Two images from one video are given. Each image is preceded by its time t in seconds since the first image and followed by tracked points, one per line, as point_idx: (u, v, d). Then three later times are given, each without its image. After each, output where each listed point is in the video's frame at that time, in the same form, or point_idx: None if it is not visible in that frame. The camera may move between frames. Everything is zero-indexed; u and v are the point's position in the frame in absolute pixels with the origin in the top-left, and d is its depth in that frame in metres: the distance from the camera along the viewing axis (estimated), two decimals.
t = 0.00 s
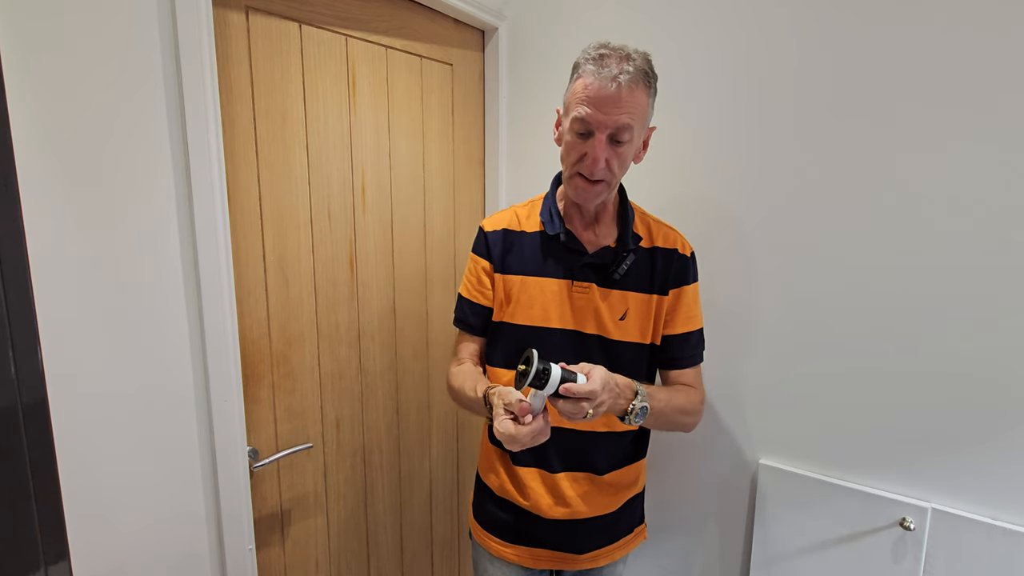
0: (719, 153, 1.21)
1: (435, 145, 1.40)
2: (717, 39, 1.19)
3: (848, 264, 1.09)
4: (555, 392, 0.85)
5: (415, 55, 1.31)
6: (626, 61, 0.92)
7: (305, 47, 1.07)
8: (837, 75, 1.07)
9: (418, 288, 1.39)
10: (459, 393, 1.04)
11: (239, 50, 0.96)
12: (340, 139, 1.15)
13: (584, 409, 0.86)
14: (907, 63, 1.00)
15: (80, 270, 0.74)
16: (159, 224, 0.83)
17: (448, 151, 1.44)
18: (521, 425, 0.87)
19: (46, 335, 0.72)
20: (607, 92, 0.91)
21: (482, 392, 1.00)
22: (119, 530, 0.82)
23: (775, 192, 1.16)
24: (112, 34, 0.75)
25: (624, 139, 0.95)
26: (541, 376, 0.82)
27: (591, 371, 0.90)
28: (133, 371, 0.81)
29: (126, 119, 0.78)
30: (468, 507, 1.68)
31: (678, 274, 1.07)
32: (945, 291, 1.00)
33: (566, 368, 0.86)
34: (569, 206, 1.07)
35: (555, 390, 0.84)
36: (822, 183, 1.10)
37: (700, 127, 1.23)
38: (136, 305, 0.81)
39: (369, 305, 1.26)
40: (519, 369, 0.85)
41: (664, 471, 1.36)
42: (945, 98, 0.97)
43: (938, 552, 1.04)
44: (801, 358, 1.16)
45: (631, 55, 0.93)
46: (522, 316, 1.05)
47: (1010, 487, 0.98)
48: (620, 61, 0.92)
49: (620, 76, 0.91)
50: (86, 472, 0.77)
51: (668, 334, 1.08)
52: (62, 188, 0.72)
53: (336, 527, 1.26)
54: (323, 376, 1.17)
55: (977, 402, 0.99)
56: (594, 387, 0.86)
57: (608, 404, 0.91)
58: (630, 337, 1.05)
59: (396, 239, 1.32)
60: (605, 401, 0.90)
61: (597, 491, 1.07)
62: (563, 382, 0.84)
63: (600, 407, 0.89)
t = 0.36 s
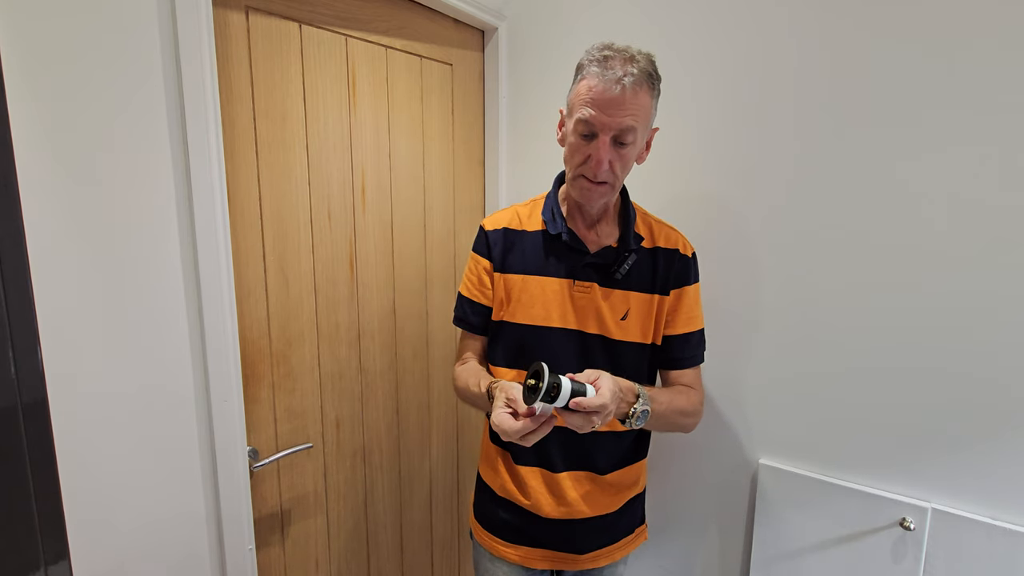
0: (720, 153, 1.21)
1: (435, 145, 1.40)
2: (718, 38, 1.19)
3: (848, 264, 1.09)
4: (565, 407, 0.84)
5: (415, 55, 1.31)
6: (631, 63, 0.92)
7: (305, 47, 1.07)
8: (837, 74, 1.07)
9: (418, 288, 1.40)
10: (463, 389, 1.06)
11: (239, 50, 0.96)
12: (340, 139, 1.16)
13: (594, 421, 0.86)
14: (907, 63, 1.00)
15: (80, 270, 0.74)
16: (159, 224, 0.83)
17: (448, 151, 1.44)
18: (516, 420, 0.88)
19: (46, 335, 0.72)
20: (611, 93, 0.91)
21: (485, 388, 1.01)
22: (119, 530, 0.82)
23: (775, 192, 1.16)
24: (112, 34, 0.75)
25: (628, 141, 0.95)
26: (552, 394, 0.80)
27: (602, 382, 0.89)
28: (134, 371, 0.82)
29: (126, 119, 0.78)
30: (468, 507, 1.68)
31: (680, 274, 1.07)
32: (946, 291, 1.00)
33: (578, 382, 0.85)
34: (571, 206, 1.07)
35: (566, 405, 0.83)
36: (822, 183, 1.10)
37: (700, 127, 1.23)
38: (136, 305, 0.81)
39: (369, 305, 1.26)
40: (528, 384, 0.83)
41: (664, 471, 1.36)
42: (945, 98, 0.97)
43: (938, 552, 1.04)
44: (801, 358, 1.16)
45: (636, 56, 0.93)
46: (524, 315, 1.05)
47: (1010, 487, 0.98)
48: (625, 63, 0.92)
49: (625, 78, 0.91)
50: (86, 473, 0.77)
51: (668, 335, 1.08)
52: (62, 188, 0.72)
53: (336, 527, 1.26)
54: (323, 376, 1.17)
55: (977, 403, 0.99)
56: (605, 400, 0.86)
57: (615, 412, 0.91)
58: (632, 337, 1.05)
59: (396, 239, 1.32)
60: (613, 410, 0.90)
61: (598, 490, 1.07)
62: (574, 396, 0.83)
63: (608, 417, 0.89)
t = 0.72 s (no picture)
0: (720, 153, 1.21)
1: (435, 144, 1.40)
2: (717, 38, 1.19)
3: (847, 264, 1.09)
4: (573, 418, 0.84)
5: (415, 55, 1.31)
6: (637, 64, 0.92)
7: (305, 47, 1.07)
8: (837, 74, 1.07)
9: (418, 288, 1.40)
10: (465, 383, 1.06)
11: (239, 50, 0.96)
12: (340, 139, 1.15)
13: (602, 430, 0.86)
14: (906, 63, 1.00)
15: (80, 269, 0.74)
16: (159, 224, 0.83)
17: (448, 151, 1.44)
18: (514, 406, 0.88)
19: (46, 335, 0.72)
20: (618, 94, 0.91)
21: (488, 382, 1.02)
22: (119, 530, 0.82)
23: (775, 192, 1.16)
24: (113, 34, 0.75)
25: (633, 142, 0.95)
26: (560, 408, 0.80)
27: (604, 392, 0.90)
28: (134, 370, 0.82)
29: (126, 119, 0.78)
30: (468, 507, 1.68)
31: (680, 274, 1.07)
32: (946, 290, 1.00)
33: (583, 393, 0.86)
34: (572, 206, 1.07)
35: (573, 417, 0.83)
36: (822, 183, 1.10)
37: (700, 127, 1.23)
38: (135, 305, 0.81)
39: (369, 305, 1.26)
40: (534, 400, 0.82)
41: (664, 471, 1.36)
42: (945, 98, 0.97)
43: (938, 553, 1.04)
44: (802, 358, 1.16)
45: (642, 58, 0.93)
46: (523, 315, 1.05)
47: (1010, 487, 0.98)
48: (632, 64, 0.92)
49: (632, 79, 0.91)
50: (86, 473, 0.77)
51: (668, 335, 1.08)
52: (63, 188, 0.72)
53: (336, 527, 1.26)
54: (322, 376, 1.17)
55: (977, 403, 0.99)
56: (611, 410, 0.86)
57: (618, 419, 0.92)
58: (632, 337, 1.05)
59: (397, 239, 1.32)
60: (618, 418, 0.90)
61: (598, 490, 1.07)
62: (581, 408, 0.83)
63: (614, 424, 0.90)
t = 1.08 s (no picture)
0: (720, 153, 1.21)
1: (435, 144, 1.40)
2: (717, 38, 1.19)
3: (847, 264, 1.09)
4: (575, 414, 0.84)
5: (415, 55, 1.31)
6: (641, 66, 0.92)
7: (305, 47, 1.07)
8: (837, 74, 1.07)
9: (418, 288, 1.40)
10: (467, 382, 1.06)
11: (239, 50, 0.96)
12: (340, 139, 1.15)
13: (602, 425, 0.87)
14: (906, 62, 1.00)
15: (79, 269, 0.74)
16: (159, 224, 0.83)
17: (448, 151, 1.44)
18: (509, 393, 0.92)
19: (46, 335, 0.72)
20: (622, 96, 0.91)
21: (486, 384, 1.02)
22: (119, 530, 0.82)
23: (775, 191, 1.16)
24: (113, 34, 0.75)
25: (635, 144, 0.95)
26: (564, 404, 0.80)
27: (605, 387, 0.90)
28: (134, 370, 0.81)
29: (126, 119, 0.78)
30: (468, 507, 1.68)
31: (679, 273, 1.07)
32: (946, 290, 1.00)
33: (585, 389, 0.85)
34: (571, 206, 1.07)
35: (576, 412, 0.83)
36: (822, 183, 1.10)
37: (700, 127, 1.23)
38: (134, 305, 0.81)
39: (369, 305, 1.26)
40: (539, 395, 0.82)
41: (664, 471, 1.36)
42: (945, 98, 0.97)
43: (937, 552, 1.04)
44: (802, 358, 1.16)
45: (647, 60, 0.93)
46: (522, 315, 1.05)
47: (1010, 486, 0.98)
48: (636, 66, 0.92)
49: (636, 81, 0.91)
50: (86, 472, 0.77)
51: (667, 334, 1.08)
52: (64, 188, 0.72)
53: (336, 527, 1.26)
54: (323, 376, 1.17)
55: (977, 403, 0.99)
56: (612, 407, 0.87)
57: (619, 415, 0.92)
58: (632, 336, 1.05)
59: (396, 239, 1.32)
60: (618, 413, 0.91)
61: (598, 490, 1.07)
62: (584, 404, 0.83)
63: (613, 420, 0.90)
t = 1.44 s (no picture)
0: (721, 153, 1.21)
1: (435, 144, 1.40)
2: (717, 39, 1.19)
3: (847, 264, 1.09)
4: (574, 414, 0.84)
5: (415, 55, 1.31)
6: (644, 67, 0.92)
7: (305, 47, 1.07)
8: (836, 74, 1.07)
9: (418, 289, 1.40)
10: (465, 382, 1.06)
11: (239, 50, 0.96)
12: (340, 139, 1.16)
13: (603, 422, 0.87)
14: (906, 62, 1.00)
15: (79, 269, 0.74)
16: (159, 224, 0.83)
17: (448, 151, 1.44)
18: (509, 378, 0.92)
19: (46, 335, 0.72)
20: (624, 97, 0.91)
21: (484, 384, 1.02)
22: (119, 530, 0.82)
23: (775, 192, 1.16)
24: (113, 34, 0.75)
25: (636, 145, 0.95)
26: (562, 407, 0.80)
27: (602, 385, 0.91)
28: (133, 370, 0.82)
29: (127, 119, 0.78)
30: (468, 507, 1.68)
31: (678, 273, 1.07)
32: (946, 291, 1.00)
33: (582, 388, 0.86)
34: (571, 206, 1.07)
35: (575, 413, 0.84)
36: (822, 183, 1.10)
37: (700, 127, 1.23)
38: (133, 305, 0.81)
39: (369, 305, 1.26)
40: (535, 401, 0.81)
41: (664, 471, 1.36)
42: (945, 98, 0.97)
43: (937, 553, 1.04)
44: (802, 358, 1.16)
45: (649, 61, 0.93)
46: (522, 315, 1.05)
47: (1010, 486, 0.98)
48: (638, 67, 0.92)
49: (638, 82, 0.91)
50: (86, 472, 0.77)
51: (667, 334, 1.08)
52: (64, 188, 0.72)
53: (336, 527, 1.26)
54: (323, 376, 1.17)
55: (977, 403, 0.99)
56: (610, 404, 0.87)
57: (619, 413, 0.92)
58: (631, 337, 1.05)
59: (396, 239, 1.32)
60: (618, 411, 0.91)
61: (598, 490, 1.07)
62: (582, 403, 0.83)
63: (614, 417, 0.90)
